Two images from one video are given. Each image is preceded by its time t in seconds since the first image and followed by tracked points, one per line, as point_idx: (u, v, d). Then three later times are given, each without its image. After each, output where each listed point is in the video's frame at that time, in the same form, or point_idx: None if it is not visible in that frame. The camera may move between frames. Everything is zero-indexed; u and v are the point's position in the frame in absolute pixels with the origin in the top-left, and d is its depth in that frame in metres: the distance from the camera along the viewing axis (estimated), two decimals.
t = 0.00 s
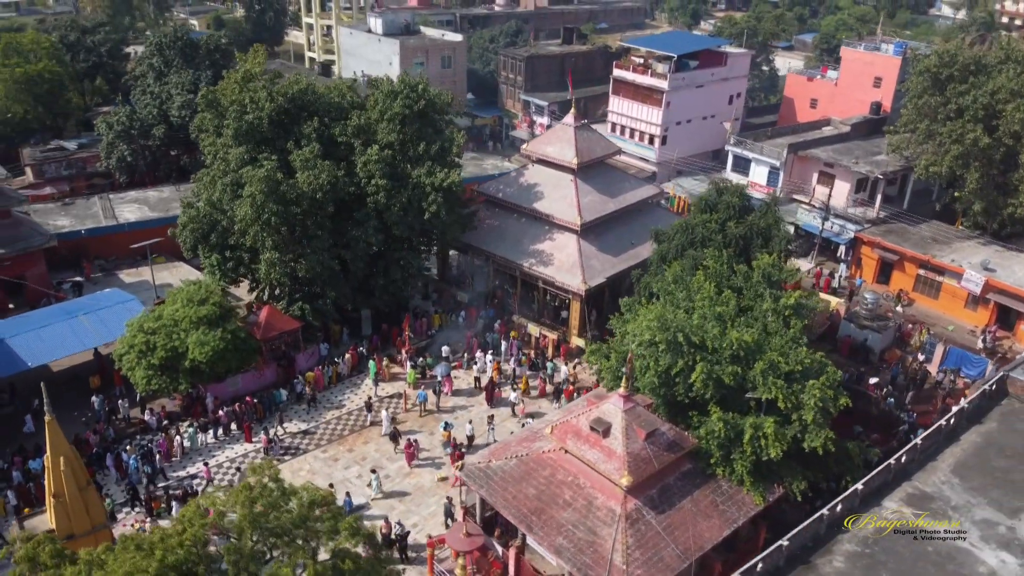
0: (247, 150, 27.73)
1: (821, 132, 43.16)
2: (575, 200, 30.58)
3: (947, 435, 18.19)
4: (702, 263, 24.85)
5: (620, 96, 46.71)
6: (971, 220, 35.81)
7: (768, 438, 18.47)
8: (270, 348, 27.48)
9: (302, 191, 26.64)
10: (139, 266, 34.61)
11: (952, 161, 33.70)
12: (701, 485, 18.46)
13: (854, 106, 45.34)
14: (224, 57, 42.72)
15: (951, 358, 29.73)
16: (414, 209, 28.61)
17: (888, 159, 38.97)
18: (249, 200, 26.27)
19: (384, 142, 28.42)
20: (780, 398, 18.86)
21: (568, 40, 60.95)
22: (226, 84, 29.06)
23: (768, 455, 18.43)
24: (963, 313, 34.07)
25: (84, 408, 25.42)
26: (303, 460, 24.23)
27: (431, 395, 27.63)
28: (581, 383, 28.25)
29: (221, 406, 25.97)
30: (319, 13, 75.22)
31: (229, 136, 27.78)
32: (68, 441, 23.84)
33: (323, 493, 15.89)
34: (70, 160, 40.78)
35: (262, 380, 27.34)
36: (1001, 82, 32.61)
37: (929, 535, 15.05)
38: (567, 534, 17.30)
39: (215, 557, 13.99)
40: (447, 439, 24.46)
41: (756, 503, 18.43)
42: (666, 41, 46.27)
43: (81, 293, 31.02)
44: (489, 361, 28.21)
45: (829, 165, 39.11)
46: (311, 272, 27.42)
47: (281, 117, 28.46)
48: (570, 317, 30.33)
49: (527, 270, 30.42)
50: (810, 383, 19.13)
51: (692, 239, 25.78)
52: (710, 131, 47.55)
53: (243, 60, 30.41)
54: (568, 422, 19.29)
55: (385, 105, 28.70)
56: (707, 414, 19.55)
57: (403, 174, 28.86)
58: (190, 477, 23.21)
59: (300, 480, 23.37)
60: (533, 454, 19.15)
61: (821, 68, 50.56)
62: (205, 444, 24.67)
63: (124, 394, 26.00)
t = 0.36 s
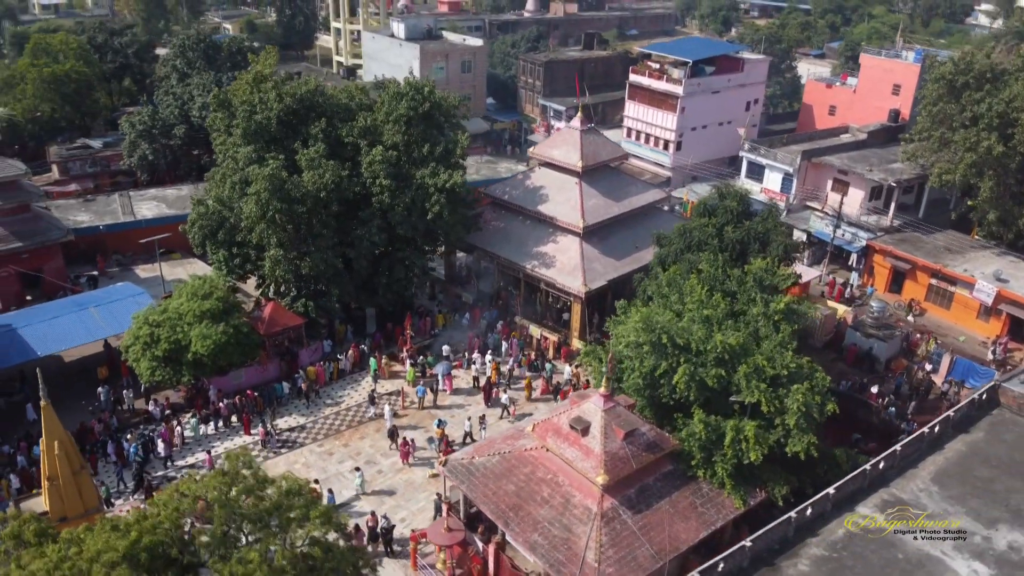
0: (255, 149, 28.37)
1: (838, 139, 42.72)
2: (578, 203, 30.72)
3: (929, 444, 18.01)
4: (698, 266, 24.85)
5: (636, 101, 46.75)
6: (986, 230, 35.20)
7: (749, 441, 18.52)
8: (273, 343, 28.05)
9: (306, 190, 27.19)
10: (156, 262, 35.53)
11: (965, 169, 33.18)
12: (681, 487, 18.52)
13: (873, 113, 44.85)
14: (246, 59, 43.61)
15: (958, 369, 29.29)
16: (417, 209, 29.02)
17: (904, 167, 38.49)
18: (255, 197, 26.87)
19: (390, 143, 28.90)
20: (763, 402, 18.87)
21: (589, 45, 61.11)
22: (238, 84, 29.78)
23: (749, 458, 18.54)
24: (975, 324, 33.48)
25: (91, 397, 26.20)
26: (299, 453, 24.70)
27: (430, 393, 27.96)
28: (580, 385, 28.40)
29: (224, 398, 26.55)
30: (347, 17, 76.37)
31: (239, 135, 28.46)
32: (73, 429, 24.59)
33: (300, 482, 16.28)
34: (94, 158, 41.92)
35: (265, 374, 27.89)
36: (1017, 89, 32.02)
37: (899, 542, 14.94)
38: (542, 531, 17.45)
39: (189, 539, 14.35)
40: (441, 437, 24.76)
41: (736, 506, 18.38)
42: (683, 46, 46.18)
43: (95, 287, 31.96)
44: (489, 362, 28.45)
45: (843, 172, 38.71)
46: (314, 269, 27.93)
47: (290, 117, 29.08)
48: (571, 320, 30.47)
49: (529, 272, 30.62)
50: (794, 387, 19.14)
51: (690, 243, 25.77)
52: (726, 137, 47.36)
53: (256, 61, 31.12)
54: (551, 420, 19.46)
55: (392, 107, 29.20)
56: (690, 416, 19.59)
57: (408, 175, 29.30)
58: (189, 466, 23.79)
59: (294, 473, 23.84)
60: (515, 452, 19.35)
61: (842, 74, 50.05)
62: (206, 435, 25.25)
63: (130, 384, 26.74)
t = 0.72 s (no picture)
0: (265, 148, 29.08)
1: (856, 146, 42.30)
2: (582, 206, 30.88)
3: (911, 451, 17.83)
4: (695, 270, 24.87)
5: (652, 106, 46.79)
6: (1002, 239, 34.59)
7: (728, 444, 18.62)
8: (278, 338, 28.63)
9: (311, 189, 27.78)
10: (173, 258, 36.45)
11: (979, 178, 32.68)
12: (660, 487, 18.53)
13: (892, 121, 44.35)
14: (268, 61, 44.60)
15: (965, 381, 28.81)
16: (421, 210, 29.43)
17: (920, 176, 38.00)
18: (261, 196, 27.53)
19: (395, 145, 29.44)
20: (745, 405, 18.88)
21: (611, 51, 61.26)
22: (251, 85, 30.57)
23: (729, 461, 18.57)
24: (987, 334, 32.92)
25: (99, 387, 26.98)
26: (296, 447, 25.18)
27: (430, 390, 28.29)
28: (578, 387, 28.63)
29: (227, 391, 27.14)
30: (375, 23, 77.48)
31: (249, 135, 29.19)
32: (80, 417, 25.36)
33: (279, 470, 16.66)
34: (119, 156, 43.07)
35: (269, 369, 28.45)
36: None
37: (867, 547, 14.83)
38: (518, 526, 17.64)
39: (166, 521, 14.86)
40: (435, 433, 25.08)
41: (715, 509, 18.32)
42: (701, 52, 46.14)
43: (112, 281, 32.91)
44: (488, 361, 28.70)
45: (858, 179, 38.32)
46: (318, 267, 28.45)
47: (299, 117, 29.76)
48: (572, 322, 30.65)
49: (532, 274, 30.82)
50: (778, 390, 19.13)
51: (688, 246, 25.78)
52: (743, 143, 47.20)
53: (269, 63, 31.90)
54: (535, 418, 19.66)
55: (399, 109, 29.76)
56: (674, 418, 19.66)
57: (413, 176, 29.74)
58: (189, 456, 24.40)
59: (290, 466, 24.31)
60: (498, 449, 19.56)
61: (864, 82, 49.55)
62: (207, 427, 25.85)
63: (139, 376, 27.49)
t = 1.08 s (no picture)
0: (274, 148, 29.74)
1: (873, 154, 41.86)
2: (587, 209, 31.04)
3: (892, 457, 17.72)
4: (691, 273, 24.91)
5: (668, 111, 46.77)
6: (1017, 249, 34.01)
7: (708, 445, 18.83)
8: (283, 333, 29.21)
9: (317, 188, 28.35)
10: (189, 255, 37.34)
11: (993, 186, 32.19)
12: (641, 487, 18.55)
13: (911, 129, 43.93)
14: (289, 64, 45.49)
15: (972, 391, 28.29)
16: (426, 210, 29.84)
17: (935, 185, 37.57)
18: (268, 194, 28.16)
19: (401, 146, 29.90)
20: (727, 407, 19.01)
21: (632, 56, 61.33)
22: (264, 86, 31.27)
23: (709, 462, 18.73)
24: (998, 346, 32.40)
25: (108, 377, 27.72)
26: (294, 440, 25.70)
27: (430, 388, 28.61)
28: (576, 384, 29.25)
29: (231, 384, 27.75)
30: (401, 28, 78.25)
31: (259, 135, 29.89)
32: (87, 406, 26.10)
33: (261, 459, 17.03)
34: (143, 155, 44.17)
35: (274, 363, 28.98)
36: None
37: (834, 550, 14.78)
38: (496, 521, 17.84)
39: (148, 503, 15.29)
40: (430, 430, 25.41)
41: (694, 511, 18.32)
42: (718, 57, 46.03)
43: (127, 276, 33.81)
44: (488, 360, 28.98)
45: (872, 187, 37.89)
46: (323, 265, 28.99)
47: (308, 118, 30.37)
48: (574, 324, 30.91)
49: (535, 276, 31.04)
50: (761, 394, 19.18)
51: (686, 249, 25.82)
52: (760, 149, 46.99)
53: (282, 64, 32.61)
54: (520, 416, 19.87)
55: (405, 111, 30.24)
56: (657, 418, 19.83)
57: (419, 177, 30.17)
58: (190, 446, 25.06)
59: (287, 458, 24.83)
60: (482, 445, 19.78)
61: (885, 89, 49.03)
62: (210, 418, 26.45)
63: (146, 367, 28.21)
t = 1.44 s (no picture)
0: (284, 148, 30.52)
1: (890, 161, 41.39)
2: (591, 212, 31.21)
3: (873, 463, 17.62)
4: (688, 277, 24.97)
5: (685, 117, 46.73)
6: None
7: (687, 445, 19.04)
8: (289, 329, 29.81)
9: (324, 187, 28.95)
10: (206, 252, 38.25)
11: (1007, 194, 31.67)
12: (621, 487, 18.59)
13: (931, 137, 43.38)
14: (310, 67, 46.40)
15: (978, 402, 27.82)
16: (431, 211, 30.23)
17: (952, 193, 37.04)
18: (277, 192, 28.86)
19: (408, 148, 30.45)
20: (709, 409, 19.16)
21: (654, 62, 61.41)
22: (277, 88, 32.06)
23: (689, 464, 18.93)
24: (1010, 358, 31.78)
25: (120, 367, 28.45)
26: (294, 434, 26.23)
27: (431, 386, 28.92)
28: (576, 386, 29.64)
29: (237, 378, 28.35)
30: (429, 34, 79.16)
31: (271, 135, 30.70)
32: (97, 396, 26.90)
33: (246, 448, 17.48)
34: (168, 155, 45.36)
35: (279, 358, 29.49)
36: None
37: (801, 552, 14.78)
38: (474, 515, 18.07)
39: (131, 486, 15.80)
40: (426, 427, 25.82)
41: (674, 511, 18.32)
42: (736, 63, 45.94)
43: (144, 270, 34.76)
44: (488, 359, 29.26)
45: (887, 195, 37.37)
46: (329, 263, 29.54)
47: (319, 119, 31.06)
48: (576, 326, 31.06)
49: (538, 277, 31.29)
50: (744, 397, 19.32)
51: (684, 253, 25.89)
52: (777, 156, 46.71)
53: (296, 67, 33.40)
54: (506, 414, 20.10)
55: (413, 113, 30.80)
56: (641, 419, 19.98)
57: (425, 178, 30.60)
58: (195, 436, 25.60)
59: (285, 451, 25.35)
60: (467, 441, 20.04)
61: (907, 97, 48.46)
62: (214, 409, 27.09)
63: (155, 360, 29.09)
